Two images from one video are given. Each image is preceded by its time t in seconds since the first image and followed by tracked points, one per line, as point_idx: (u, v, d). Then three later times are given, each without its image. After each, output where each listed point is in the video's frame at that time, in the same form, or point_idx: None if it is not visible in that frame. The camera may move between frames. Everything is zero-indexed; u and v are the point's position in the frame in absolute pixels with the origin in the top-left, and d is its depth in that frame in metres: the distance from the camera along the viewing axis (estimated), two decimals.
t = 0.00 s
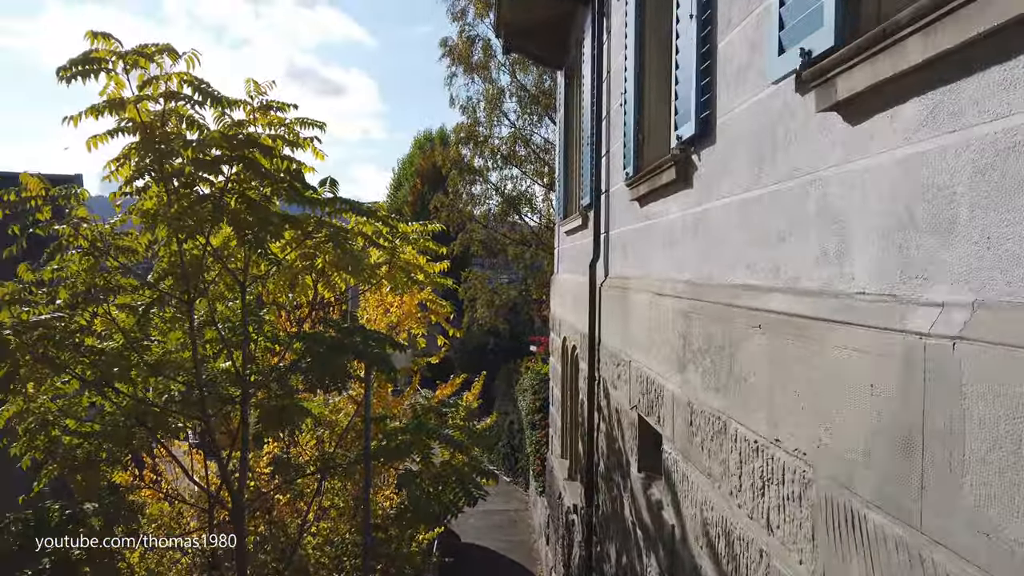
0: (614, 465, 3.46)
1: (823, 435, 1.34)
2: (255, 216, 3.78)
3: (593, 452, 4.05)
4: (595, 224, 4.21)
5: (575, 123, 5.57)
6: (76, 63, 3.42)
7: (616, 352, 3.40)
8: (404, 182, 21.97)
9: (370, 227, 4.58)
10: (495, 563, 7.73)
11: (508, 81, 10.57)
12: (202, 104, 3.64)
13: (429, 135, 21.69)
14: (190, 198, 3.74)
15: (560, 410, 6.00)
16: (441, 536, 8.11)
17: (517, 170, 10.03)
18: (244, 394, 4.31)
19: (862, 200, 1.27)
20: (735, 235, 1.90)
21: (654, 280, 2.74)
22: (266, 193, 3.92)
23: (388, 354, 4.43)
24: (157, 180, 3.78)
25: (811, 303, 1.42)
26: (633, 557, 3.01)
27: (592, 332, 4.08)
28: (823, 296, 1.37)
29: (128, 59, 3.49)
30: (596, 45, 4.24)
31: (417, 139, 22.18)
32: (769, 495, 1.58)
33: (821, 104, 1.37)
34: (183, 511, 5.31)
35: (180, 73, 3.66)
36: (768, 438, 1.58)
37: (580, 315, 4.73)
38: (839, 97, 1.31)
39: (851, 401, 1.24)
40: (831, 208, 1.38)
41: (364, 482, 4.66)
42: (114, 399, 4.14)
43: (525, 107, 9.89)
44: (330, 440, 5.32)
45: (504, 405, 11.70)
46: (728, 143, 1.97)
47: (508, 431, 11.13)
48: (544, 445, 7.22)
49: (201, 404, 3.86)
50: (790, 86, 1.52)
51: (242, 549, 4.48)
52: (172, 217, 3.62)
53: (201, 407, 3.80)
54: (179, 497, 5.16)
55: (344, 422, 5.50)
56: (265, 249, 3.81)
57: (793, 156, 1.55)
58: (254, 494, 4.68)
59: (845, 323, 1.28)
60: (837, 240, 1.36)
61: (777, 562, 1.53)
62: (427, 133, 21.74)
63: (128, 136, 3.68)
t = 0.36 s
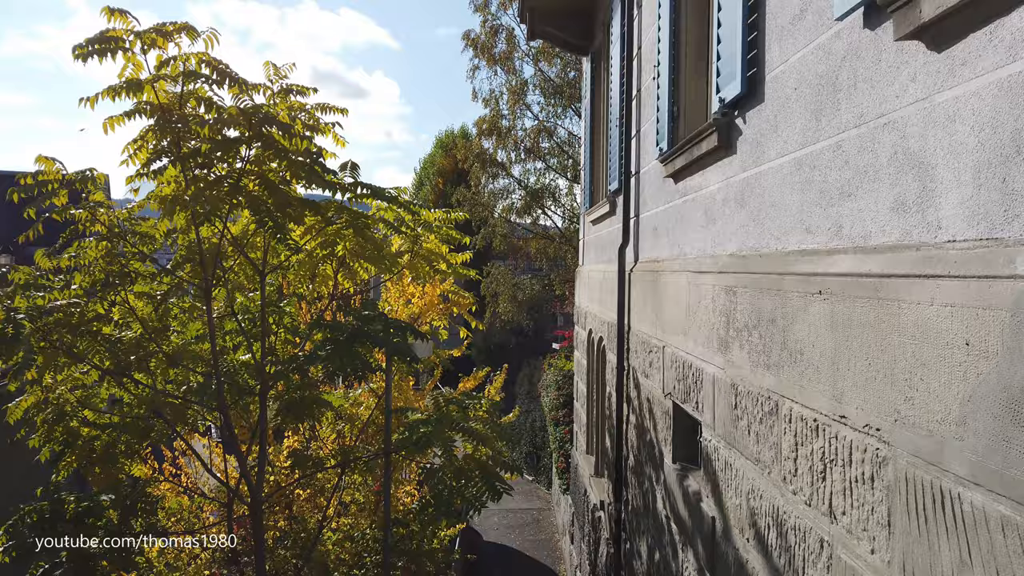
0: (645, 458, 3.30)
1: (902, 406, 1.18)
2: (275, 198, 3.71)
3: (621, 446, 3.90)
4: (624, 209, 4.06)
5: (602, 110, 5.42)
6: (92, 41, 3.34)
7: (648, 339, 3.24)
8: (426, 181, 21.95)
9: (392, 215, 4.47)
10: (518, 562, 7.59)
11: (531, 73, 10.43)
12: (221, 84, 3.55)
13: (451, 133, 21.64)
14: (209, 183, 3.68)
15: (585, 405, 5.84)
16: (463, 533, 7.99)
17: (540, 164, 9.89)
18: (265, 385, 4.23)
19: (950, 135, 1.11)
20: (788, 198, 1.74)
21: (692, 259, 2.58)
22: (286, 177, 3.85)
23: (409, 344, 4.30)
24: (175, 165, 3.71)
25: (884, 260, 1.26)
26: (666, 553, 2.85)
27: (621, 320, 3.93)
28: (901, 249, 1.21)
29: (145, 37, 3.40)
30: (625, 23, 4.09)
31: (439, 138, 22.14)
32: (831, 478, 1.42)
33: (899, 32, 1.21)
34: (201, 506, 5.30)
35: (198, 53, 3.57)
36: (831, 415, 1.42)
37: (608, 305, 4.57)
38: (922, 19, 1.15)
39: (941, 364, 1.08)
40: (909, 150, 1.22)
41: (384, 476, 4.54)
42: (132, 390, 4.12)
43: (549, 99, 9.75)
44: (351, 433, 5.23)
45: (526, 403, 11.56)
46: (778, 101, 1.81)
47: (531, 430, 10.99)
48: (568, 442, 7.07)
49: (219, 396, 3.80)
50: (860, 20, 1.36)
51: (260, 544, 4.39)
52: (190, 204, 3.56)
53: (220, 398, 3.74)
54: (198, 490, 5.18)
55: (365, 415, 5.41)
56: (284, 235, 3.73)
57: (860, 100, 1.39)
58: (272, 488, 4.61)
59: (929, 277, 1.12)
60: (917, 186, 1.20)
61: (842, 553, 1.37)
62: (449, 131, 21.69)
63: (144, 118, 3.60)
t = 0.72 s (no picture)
0: (655, 446, 3.16)
1: (951, 360, 1.04)
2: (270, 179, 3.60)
3: (630, 436, 3.76)
4: (632, 191, 3.92)
5: (610, 94, 5.28)
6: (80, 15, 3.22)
7: (657, 321, 3.10)
8: (432, 178, 21.85)
9: (393, 199, 4.35)
10: (525, 559, 7.45)
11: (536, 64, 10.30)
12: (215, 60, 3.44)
13: (457, 129, 21.52)
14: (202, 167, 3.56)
15: (592, 397, 5.71)
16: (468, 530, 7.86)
17: (547, 156, 9.76)
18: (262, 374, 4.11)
19: (1010, 49, 0.97)
20: (812, 152, 1.61)
21: (705, 231, 2.44)
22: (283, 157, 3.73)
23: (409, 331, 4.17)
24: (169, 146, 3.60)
25: (927, 201, 1.12)
26: (678, 544, 2.72)
27: (629, 305, 3.79)
28: (949, 185, 1.07)
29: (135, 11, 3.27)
30: None
31: (445, 134, 22.04)
32: (864, 450, 1.28)
33: None
34: (201, 501, 5.22)
35: (189, 28, 3.46)
36: (865, 379, 1.28)
37: (615, 292, 4.43)
38: None
39: (1001, 308, 0.93)
40: (957, 74, 1.08)
41: (385, 468, 4.41)
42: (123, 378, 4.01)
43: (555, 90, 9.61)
44: (352, 425, 5.11)
45: (532, 399, 11.42)
46: (801, 48, 1.67)
47: (537, 426, 10.85)
48: (575, 436, 6.93)
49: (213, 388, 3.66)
50: None
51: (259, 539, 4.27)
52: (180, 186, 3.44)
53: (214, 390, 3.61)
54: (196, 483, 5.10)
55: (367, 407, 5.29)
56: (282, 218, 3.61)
57: (897, 30, 1.26)
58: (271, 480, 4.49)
59: (984, 210, 0.98)
60: (968, 113, 1.06)
61: (878, 532, 1.23)
62: (455, 128, 21.58)
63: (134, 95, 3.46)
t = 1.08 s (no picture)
0: (665, 437, 3.03)
1: (1018, 315, 0.91)
2: (264, 162, 3.48)
3: (637, 427, 3.63)
4: (639, 174, 3.79)
5: (615, 78, 5.15)
6: None
7: (667, 306, 2.97)
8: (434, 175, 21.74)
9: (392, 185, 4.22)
10: (528, 557, 7.32)
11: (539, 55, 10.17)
12: (207, 37, 3.31)
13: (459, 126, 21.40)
14: (194, 150, 3.44)
15: (597, 391, 5.58)
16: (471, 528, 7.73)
17: (550, 148, 9.63)
18: (258, 366, 3.99)
19: None
20: (843, 105, 1.47)
21: (719, 207, 2.31)
22: (278, 139, 3.62)
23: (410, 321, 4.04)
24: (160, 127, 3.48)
25: (985, 139, 0.99)
26: (690, 538, 2.59)
27: (636, 292, 3.66)
28: (1010, 118, 0.94)
29: None
30: None
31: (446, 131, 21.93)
32: (909, 424, 1.15)
33: None
34: (197, 498, 5.11)
35: (180, 5, 3.35)
36: (910, 346, 1.15)
37: (621, 280, 4.29)
38: None
39: None
40: None
41: (385, 463, 4.29)
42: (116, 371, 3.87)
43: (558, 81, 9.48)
44: (352, 420, 5.00)
45: (535, 397, 11.29)
46: None
47: (540, 424, 10.72)
48: (579, 432, 6.80)
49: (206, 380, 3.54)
50: None
51: (255, 536, 4.15)
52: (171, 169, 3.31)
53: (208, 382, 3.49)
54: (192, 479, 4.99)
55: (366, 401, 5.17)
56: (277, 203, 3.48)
57: None
58: (267, 475, 4.38)
59: None
60: None
61: (927, 515, 1.10)
62: (457, 125, 21.46)
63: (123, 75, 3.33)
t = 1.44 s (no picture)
0: (673, 431, 2.92)
1: None
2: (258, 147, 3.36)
3: (643, 421, 3.52)
4: (645, 161, 3.68)
5: (619, 66, 5.04)
6: None
7: (675, 294, 2.86)
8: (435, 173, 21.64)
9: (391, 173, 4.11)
10: (530, 556, 7.21)
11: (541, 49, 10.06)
12: (196, 15, 3.17)
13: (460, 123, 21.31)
14: (185, 134, 3.32)
15: (600, 387, 5.46)
16: (472, 527, 7.61)
17: (552, 142, 9.51)
18: (251, 359, 3.88)
19: None
20: (873, 62, 1.36)
21: (732, 185, 2.19)
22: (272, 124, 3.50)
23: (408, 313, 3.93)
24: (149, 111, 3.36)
25: None
26: (701, 535, 2.47)
27: (641, 282, 3.55)
28: None
29: None
30: None
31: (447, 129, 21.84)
32: (959, 403, 1.04)
33: None
34: (192, 495, 5.00)
35: None
36: (959, 316, 1.03)
37: (625, 271, 4.18)
38: None
39: None
40: None
41: (382, 459, 4.17)
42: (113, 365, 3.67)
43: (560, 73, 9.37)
44: (349, 415, 4.88)
45: (537, 394, 11.17)
46: None
47: (543, 422, 10.61)
48: (582, 429, 6.69)
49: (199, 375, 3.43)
50: None
51: (249, 535, 4.05)
52: (160, 155, 3.19)
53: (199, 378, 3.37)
54: (187, 476, 4.88)
55: (364, 396, 5.06)
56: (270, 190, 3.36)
57: None
58: (262, 472, 4.27)
59: None
60: None
61: (980, 503, 0.98)
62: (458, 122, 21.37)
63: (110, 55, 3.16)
